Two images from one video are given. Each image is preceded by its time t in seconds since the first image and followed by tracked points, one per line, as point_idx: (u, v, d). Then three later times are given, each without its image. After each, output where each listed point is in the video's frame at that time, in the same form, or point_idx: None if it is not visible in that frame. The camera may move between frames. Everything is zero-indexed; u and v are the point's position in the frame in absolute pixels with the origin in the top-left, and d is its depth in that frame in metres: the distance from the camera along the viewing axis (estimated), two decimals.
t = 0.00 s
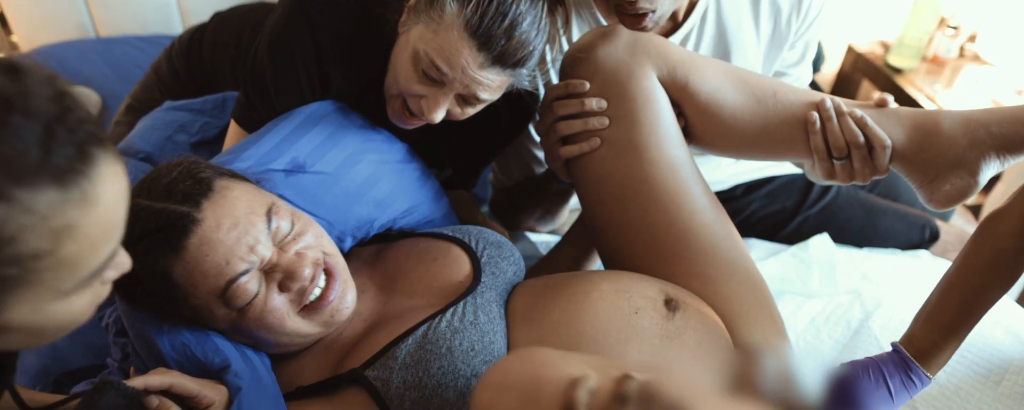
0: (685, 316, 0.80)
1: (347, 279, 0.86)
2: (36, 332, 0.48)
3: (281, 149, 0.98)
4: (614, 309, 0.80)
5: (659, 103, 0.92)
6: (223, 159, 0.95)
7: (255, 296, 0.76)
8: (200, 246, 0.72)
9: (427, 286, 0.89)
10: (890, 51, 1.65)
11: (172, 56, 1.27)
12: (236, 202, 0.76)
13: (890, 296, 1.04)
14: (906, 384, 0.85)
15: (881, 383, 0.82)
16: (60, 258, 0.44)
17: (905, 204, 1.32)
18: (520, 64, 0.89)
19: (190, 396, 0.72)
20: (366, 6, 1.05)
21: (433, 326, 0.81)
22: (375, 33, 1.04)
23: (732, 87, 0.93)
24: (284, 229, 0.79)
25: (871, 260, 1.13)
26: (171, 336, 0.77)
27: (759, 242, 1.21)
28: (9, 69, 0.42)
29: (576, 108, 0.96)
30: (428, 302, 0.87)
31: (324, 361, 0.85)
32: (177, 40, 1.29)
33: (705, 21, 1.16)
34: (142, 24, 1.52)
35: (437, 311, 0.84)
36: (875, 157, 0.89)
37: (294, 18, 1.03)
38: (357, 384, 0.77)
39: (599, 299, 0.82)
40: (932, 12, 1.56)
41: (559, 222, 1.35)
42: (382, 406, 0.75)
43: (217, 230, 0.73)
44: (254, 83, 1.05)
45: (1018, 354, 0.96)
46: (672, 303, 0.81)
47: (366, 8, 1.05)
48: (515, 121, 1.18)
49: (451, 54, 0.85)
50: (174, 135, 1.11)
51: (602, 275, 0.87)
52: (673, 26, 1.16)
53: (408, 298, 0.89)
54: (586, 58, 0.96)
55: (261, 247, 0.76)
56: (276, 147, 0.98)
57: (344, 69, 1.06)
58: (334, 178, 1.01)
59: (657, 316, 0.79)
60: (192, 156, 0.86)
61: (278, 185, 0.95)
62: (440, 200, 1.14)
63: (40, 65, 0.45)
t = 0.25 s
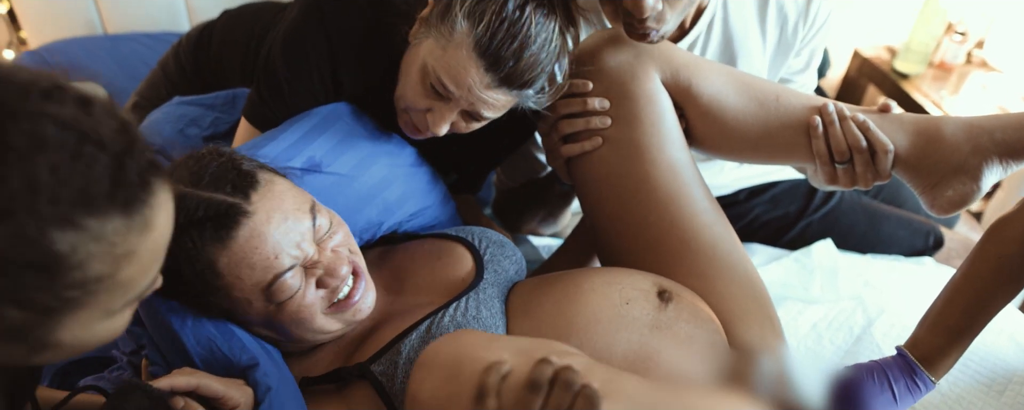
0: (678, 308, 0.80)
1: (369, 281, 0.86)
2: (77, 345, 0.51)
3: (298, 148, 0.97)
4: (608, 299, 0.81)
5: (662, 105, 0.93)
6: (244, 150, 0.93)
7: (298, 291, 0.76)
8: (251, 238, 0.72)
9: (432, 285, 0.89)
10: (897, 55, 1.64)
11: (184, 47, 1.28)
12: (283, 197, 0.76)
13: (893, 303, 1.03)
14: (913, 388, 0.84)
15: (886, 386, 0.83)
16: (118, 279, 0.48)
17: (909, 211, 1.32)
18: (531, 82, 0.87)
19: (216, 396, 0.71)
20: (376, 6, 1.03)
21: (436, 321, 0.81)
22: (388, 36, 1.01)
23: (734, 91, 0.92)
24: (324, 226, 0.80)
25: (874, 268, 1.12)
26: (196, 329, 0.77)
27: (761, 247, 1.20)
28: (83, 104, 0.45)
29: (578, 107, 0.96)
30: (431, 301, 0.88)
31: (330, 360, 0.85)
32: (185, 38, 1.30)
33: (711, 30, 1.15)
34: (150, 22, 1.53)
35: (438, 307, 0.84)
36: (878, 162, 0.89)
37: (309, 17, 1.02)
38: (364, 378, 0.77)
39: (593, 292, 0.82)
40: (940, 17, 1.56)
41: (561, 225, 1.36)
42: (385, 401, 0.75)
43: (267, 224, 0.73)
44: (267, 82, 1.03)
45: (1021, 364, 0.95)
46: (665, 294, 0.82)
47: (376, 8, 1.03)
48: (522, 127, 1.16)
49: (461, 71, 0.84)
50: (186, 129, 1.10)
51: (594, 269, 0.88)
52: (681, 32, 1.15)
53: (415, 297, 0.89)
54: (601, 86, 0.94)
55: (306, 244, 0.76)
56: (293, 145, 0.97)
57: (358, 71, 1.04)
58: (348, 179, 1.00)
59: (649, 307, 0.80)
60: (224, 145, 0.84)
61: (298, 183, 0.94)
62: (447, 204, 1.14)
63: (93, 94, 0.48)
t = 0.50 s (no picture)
0: (675, 310, 0.81)
1: (365, 282, 0.87)
2: (107, 353, 0.51)
3: (299, 155, 0.97)
4: (603, 301, 0.82)
5: (657, 109, 0.93)
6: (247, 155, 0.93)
7: (297, 292, 0.76)
8: (251, 238, 0.72)
9: (431, 287, 0.91)
10: (897, 57, 1.64)
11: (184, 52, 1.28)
12: (283, 198, 0.77)
13: (891, 305, 1.04)
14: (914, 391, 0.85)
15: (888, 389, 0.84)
16: (151, 294, 0.49)
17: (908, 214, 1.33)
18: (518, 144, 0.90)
19: (214, 400, 0.72)
20: (392, 17, 1.03)
21: (430, 327, 0.82)
22: (397, 47, 1.00)
23: (728, 93, 0.93)
24: (323, 228, 0.81)
25: (873, 270, 1.13)
26: (196, 333, 0.77)
27: (760, 250, 1.21)
28: (116, 130, 0.46)
29: (572, 116, 0.95)
30: (433, 305, 0.89)
31: (332, 362, 0.86)
32: (187, 39, 1.30)
33: (713, 39, 1.16)
34: (150, 23, 1.53)
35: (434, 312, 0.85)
36: (871, 161, 0.89)
37: (317, 27, 1.01)
38: (361, 385, 0.78)
39: (588, 292, 0.83)
40: (940, 18, 1.57)
41: (560, 227, 1.37)
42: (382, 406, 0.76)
43: (267, 224, 0.73)
44: (274, 91, 1.03)
45: (1017, 366, 0.96)
46: (662, 296, 0.82)
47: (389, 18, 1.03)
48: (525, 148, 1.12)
49: (451, 126, 0.86)
50: (188, 131, 1.08)
51: (590, 271, 0.88)
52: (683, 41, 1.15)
53: (416, 301, 0.90)
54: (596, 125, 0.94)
55: (306, 244, 0.77)
56: (293, 152, 0.97)
57: (365, 79, 1.03)
58: (348, 186, 1.00)
59: (647, 308, 0.81)
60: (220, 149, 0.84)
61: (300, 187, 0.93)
62: (448, 209, 1.13)
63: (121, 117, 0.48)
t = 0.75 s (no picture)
0: (673, 312, 0.84)
1: (361, 279, 0.88)
2: (119, 349, 0.52)
3: (297, 160, 0.97)
4: (601, 300, 0.84)
5: (657, 115, 0.94)
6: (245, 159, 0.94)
7: (293, 289, 0.78)
8: (244, 236, 0.73)
9: (433, 289, 0.91)
10: (895, 60, 1.67)
11: (184, 57, 1.29)
12: (275, 196, 0.78)
13: (889, 307, 1.04)
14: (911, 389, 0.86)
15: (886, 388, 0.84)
16: (163, 290, 0.51)
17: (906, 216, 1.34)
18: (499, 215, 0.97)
19: (213, 398, 0.73)
20: (406, 35, 1.05)
21: (428, 327, 0.83)
22: (410, 64, 1.02)
23: (724, 98, 0.94)
24: (316, 226, 0.83)
25: (871, 271, 1.13)
26: (194, 332, 0.77)
27: (758, 250, 1.22)
28: (129, 131, 0.47)
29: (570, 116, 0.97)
30: (432, 305, 0.89)
31: (332, 362, 0.86)
32: (189, 42, 1.31)
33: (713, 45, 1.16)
34: (153, 25, 1.54)
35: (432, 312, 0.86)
36: (864, 170, 0.89)
37: (324, 38, 1.00)
38: (359, 384, 0.79)
39: (587, 293, 0.85)
40: (940, 19, 1.57)
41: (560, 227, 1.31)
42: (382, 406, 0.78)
43: (260, 222, 0.74)
44: (278, 97, 1.01)
45: (1013, 366, 0.96)
46: (659, 298, 0.85)
47: (399, 35, 1.05)
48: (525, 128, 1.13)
49: (445, 191, 0.92)
50: (186, 134, 1.07)
51: (590, 273, 0.91)
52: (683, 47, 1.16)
53: (416, 301, 0.91)
54: (583, 190, 0.98)
55: (300, 241, 0.78)
56: (292, 157, 0.97)
57: (371, 92, 1.04)
58: (346, 191, 1.00)
59: (644, 309, 0.83)
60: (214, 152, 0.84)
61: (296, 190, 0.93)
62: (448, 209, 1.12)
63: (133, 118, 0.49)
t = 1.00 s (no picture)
0: (669, 318, 0.86)
1: (362, 278, 0.89)
2: (132, 355, 0.53)
3: (301, 159, 0.96)
4: (599, 306, 0.86)
5: (658, 114, 0.96)
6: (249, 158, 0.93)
7: (296, 289, 0.78)
8: (246, 237, 0.73)
9: (433, 290, 0.92)
10: (893, 60, 1.67)
11: (184, 57, 1.30)
12: (278, 196, 0.79)
13: (886, 305, 1.05)
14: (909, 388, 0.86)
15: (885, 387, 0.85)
16: (175, 298, 0.51)
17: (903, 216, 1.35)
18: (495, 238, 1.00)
19: (217, 400, 0.74)
20: (424, 41, 1.04)
21: (426, 329, 0.84)
22: (428, 74, 1.02)
23: (727, 97, 0.95)
24: (319, 225, 0.83)
25: (868, 270, 1.14)
26: (196, 331, 0.78)
27: (756, 250, 1.22)
28: (145, 144, 0.47)
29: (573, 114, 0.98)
30: (431, 309, 0.90)
31: (332, 363, 0.88)
32: (189, 42, 1.32)
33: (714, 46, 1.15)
34: (155, 25, 1.54)
35: (432, 314, 0.88)
36: (867, 169, 0.91)
37: (345, 40, 0.98)
38: (356, 387, 0.81)
39: (583, 298, 0.87)
40: (937, 21, 1.58)
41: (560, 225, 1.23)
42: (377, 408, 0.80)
43: (263, 222, 0.75)
44: (290, 93, 0.98)
45: (1007, 364, 0.97)
46: (656, 304, 0.87)
47: (416, 39, 1.03)
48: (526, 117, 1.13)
49: (447, 213, 0.95)
50: (189, 132, 1.08)
51: (588, 277, 0.93)
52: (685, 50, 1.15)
53: (415, 303, 0.92)
54: (579, 220, 1.02)
55: (303, 240, 0.79)
56: (296, 156, 0.96)
57: (386, 99, 1.01)
58: (349, 192, 1.01)
59: (640, 316, 0.85)
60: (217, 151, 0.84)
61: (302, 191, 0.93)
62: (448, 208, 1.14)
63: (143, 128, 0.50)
